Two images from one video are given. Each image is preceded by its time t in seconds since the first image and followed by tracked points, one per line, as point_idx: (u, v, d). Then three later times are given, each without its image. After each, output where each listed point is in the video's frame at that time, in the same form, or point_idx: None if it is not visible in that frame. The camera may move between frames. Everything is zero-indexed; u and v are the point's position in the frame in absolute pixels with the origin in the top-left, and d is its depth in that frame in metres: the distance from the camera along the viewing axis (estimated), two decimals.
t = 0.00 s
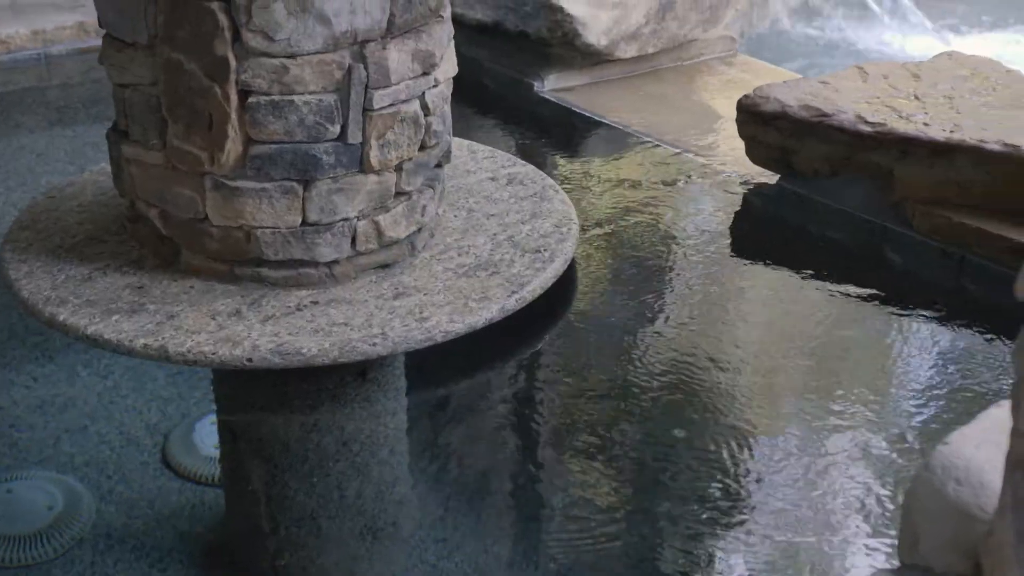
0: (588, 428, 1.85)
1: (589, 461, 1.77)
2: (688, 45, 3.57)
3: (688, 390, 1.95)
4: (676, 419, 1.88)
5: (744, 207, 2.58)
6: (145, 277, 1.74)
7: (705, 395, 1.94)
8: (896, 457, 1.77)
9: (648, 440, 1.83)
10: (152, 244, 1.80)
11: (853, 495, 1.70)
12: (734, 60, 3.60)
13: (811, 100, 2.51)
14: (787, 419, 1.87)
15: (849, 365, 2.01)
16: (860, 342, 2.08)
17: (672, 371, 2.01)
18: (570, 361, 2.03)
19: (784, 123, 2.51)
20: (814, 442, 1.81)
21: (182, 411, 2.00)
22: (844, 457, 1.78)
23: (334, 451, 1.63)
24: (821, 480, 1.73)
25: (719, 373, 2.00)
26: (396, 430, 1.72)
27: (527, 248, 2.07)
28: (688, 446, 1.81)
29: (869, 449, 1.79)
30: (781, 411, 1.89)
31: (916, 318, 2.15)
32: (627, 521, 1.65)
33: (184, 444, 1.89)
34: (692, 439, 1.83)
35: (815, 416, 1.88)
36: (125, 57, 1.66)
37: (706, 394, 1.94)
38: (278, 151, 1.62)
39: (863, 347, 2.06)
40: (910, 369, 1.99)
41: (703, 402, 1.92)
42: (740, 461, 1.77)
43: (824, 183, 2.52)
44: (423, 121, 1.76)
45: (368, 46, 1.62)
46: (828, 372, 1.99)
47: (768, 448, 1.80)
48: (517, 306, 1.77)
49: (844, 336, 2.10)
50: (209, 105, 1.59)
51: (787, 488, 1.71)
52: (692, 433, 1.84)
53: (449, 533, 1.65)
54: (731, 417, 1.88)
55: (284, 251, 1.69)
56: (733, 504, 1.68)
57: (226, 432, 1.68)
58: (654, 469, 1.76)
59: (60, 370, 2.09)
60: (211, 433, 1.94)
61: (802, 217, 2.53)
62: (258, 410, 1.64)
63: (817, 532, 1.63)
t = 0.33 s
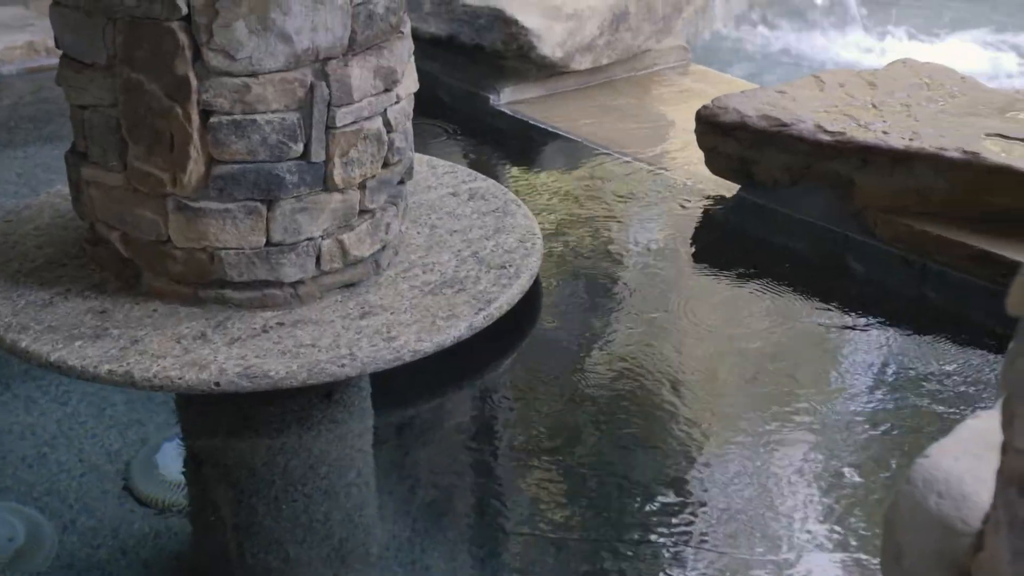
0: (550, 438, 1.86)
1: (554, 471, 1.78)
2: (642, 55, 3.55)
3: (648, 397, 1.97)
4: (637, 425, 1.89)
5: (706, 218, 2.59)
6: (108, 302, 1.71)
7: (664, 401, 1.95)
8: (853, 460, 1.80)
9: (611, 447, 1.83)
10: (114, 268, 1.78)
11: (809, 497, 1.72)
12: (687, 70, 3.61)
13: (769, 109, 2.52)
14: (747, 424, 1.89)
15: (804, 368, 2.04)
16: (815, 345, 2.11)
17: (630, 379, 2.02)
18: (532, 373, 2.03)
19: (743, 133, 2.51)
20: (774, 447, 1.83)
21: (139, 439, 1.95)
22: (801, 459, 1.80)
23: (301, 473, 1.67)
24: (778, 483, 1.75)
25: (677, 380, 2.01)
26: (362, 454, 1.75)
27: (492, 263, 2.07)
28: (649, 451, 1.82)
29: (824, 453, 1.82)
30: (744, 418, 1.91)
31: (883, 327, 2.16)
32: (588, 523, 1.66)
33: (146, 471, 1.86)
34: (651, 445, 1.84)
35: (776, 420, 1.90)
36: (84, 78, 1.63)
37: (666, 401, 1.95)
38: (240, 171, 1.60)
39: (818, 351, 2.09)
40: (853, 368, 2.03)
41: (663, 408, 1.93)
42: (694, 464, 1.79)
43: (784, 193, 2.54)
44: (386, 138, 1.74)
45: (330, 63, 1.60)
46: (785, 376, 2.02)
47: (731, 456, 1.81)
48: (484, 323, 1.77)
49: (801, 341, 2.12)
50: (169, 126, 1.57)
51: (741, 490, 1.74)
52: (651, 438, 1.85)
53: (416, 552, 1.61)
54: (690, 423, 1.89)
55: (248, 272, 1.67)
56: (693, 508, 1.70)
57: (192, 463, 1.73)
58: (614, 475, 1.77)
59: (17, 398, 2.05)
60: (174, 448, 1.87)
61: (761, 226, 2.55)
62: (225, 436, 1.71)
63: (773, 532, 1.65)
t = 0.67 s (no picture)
0: (514, 450, 1.86)
1: (517, 484, 1.78)
2: (598, 67, 3.54)
3: (608, 405, 1.98)
4: (597, 434, 1.90)
5: (667, 230, 2.60)
6: (70, 325, 1.69)
7: (624, 409, 1.96)
8: (808, 464, 1.82)
9: (572, 457, 1.85)
10: (76, 290, 1.75)
11: (768, 503, 1.74)
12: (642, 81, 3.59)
13: (730, 121, 2.53)
14: (706, 430, 1.91)
15: (759, 374, 2.06)
16: (771, 351, 2.13)
17: (590, 388, 2.03)
18: (496, 385, 2.04)
19: (704, 144, 2.52)
20: (730, 452, 1.85)
21: (105, 459, 1.96)
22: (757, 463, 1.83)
23: (268, 497, 1.61)
24: (734, 488, 1.77)
25: (636, 388, 2.02)
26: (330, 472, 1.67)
27: (457, 279, 2.07)
28: (609, 460, 1.84)
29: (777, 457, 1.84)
30: (704, 425, 1.92)
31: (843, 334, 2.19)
32: (545, 537, 1.68)
33: (108, 495, 1.85)
34: (611, 454, 1.85)
35: (736, 426, 1.92)
36: (44, 98, 1.61)
37: (627, 409, 1.96)
38: (204, 192, 1.59)
39: (774, 357, 2.11)
40: (808, 373, 2.06)
41: (622, 416, 1.95)
42: (650, 471, 1.81)
43: (745, 204, 2.56)
44: (350, 155, 1.73)
45: (293, 82, 1.60)
46: (744, 382, 2.03)
47: (689, 463, 1.83)
48: (453, 340, 1.78)
49: (756, 347, 2.14)
50: (132, 146, 1.55)
51: (701, 497, 1.75)
52: (611, 447, 1.87)
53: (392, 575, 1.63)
54: (651, 431, 1.90)
55: (213, 293, 1.65)
56: (648, 516, 1.72)
57: (155, 482, 1.62)
58: (575, 485, 1.78)
59: None
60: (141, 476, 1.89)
61: (722, 236, 2.57)
62: (187, 460, 1.59)
63: (728, 537, 1.67)
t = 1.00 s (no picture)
0: (477, 464, 1.85)
1: (483, 495, 1.78)
2: (558, 82, 3.54)
3: (570, 417, 1.98)
4: (555, 445, 1.90)
5: (632, 245, 2.62)
6: (36, 350, 1.71)
7: (584, 421, 1.96)
8: (762, 472, 1.84)
9: (532, 466, 1.84)
10: (42, 313, 1.77)
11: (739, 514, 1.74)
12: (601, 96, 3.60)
13: (694, 136, 2.55)
14: (666, 440, 1.91)
15: (716, 384, 2.07)
16: (729, 361, 2.14)
17: (558, 399, 2.03)
18: (464, 402, 2.03)
19: (668, 160, 2.54)
20: (687, 461, 1.86)
21: (67, 485, 1.93)
22: (711, 472, 1.84)
23: (236, 516, 1.70)
24: (696, 495, 1.78)
25: (599, 400, 2.02)
26: (296, 489, 1.76)
27: (426, 296, 2.08)
28: (566, 468, 1.84)
29: (732, 465, 1.85)
30: (667, 437, 1.92)
31: (807, 345, 2.21)
32: (502, 544, 1.67)
33: (72, 522, 1.82)
34: (569, 462, 1.85)
35: (696, 437, 1.92)
36: (9, 122, 1.62)
37: (589, 421, 1.96)
38: (172, 214, 1.62)
39: (731, 367, 2.13)
40: (767, 383, 2.08)
41: (583, 428, 1.94)
42: (604, 478, 1.81)
43: (710, 217, 2.57)
44: (318, 176, 1.76)
45: (261, 102, 1.63)
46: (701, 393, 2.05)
47: (656, 473, 1.83)
48: (423, 359, 1.81)
49: (715, 358, 2.16)
50: (99, 170, 1.58)
51: (672, 507, 1.75)
52: (569, 456, 1.87)
53: None
54: (611, 441, 1.90)
55: (182, 315, 1.68)
56: (602, 522, 1.72)
57: (122, 508, 1.72)
58: (546, 495, 1.77)
59: None
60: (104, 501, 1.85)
61: (688, 250, 2.58)
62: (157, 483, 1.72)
63: (696, 545, 1.67)
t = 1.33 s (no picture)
0: (444, 487, 1.86)
1: (450, 515, 1.78)
2: (524, 102, 3.54)
3: (536, 439, 1.98)
4: (519, 467, 1.91)
5: (601, 265, 2.63)
6: (9, 376, 1.74)
7: (549, 444, 1.97)
8: (718, 492, 1.85)
9: (494, 489, 1.85)
10: (13, 339, 1.78)
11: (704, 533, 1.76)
12: (569, 115, 3.61)
13: (664, 156, 2.57)
14: (627, 461, 1.93)
15: (682, 404, 2.10)
16: (693, 383, 2.17)
17: (528, 420, 2.04)
18: (435, 425, 2.03)
19: (639, 180, 2.56)
20: (648, 482, 1.88)
21: (34, 510, 1.92)
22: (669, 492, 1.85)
23: (209, 540, 1.71)
24: (661, 514, 1.80)
25: (566, 423, 2.03)
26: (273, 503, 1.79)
27: (400, 318, 2.08)
28: (528, 490, 1.84)
29: (690, 486, 1.87)
30: (631, 457, 1.94)
31: (774, 364, 2.23)
32: (461, 565, 1.68)
33: (41, 545, 1.81)
34: (530, 484, 1.86)
35: (660, 458, 1.94)
36: None
37: (555, 444, 1.97)
38: (145, 240, 1.66)
39: (698, 388, 2.15)
40: (729, 404, 2.10)
41: (548, 450, 1.95)
42: (564, 500, 1.82)
43: (680, 237, 2.59)
44: (291, 200, 1.81)
45: (234, 128, 1.67)
46: (664, 415, 2.06)
47: (622, 492, 1.84)
48: (398, 379, 1.83)
49: (680, 379, 2.18)
50: (73, 197, 1.62)
51: (639, 525, 1.77)
52: (530, 479, 1.87)
53: None
54: (574, 464, 1.92)
55: (155, 339, 1.71)
56: (560, 542, 1.73)
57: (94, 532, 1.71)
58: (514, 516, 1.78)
59: None
60: (72, 528, 1.83)
61: (658, 269, 2.60)
62: (129, 507, 1.72)
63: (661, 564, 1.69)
